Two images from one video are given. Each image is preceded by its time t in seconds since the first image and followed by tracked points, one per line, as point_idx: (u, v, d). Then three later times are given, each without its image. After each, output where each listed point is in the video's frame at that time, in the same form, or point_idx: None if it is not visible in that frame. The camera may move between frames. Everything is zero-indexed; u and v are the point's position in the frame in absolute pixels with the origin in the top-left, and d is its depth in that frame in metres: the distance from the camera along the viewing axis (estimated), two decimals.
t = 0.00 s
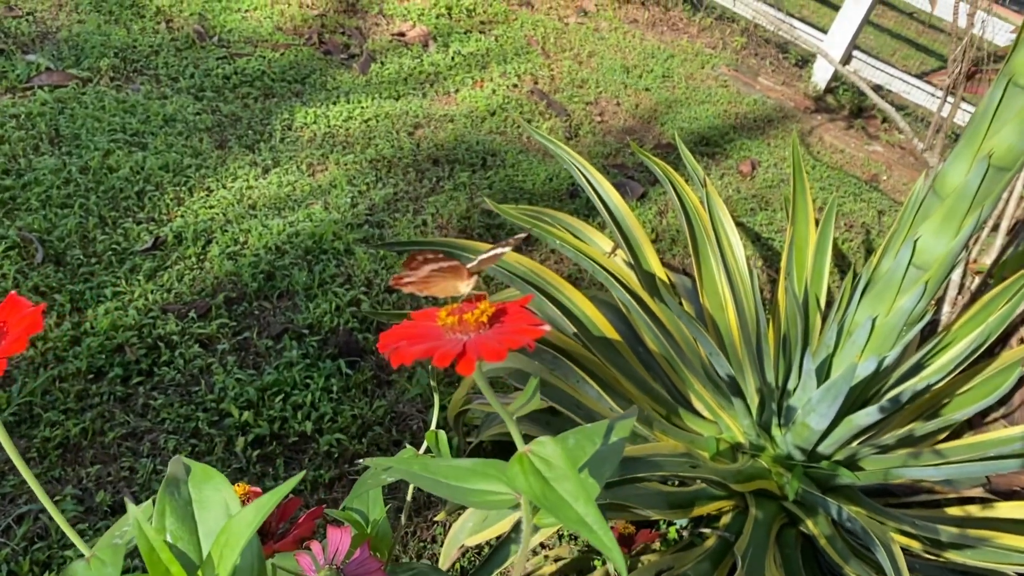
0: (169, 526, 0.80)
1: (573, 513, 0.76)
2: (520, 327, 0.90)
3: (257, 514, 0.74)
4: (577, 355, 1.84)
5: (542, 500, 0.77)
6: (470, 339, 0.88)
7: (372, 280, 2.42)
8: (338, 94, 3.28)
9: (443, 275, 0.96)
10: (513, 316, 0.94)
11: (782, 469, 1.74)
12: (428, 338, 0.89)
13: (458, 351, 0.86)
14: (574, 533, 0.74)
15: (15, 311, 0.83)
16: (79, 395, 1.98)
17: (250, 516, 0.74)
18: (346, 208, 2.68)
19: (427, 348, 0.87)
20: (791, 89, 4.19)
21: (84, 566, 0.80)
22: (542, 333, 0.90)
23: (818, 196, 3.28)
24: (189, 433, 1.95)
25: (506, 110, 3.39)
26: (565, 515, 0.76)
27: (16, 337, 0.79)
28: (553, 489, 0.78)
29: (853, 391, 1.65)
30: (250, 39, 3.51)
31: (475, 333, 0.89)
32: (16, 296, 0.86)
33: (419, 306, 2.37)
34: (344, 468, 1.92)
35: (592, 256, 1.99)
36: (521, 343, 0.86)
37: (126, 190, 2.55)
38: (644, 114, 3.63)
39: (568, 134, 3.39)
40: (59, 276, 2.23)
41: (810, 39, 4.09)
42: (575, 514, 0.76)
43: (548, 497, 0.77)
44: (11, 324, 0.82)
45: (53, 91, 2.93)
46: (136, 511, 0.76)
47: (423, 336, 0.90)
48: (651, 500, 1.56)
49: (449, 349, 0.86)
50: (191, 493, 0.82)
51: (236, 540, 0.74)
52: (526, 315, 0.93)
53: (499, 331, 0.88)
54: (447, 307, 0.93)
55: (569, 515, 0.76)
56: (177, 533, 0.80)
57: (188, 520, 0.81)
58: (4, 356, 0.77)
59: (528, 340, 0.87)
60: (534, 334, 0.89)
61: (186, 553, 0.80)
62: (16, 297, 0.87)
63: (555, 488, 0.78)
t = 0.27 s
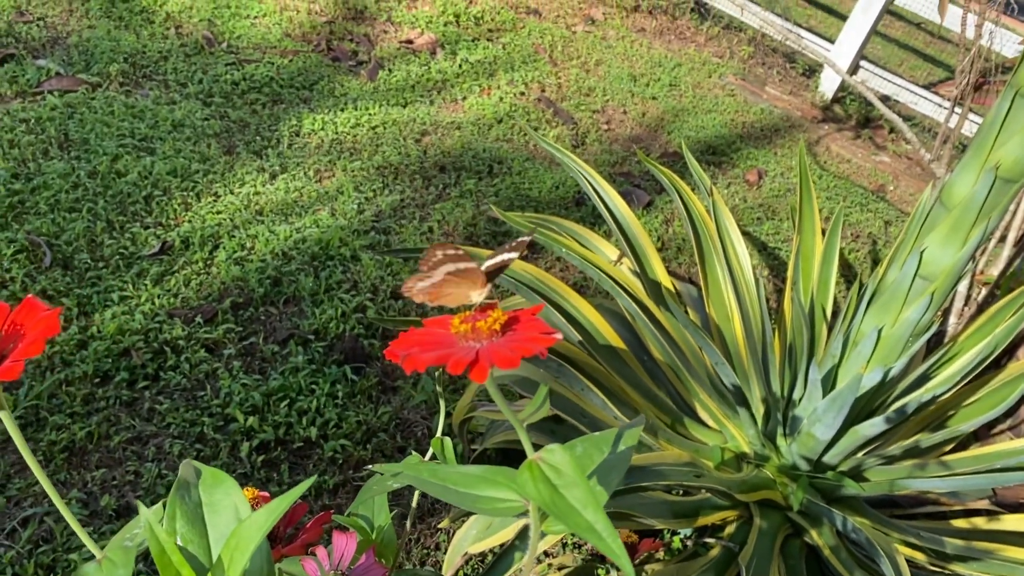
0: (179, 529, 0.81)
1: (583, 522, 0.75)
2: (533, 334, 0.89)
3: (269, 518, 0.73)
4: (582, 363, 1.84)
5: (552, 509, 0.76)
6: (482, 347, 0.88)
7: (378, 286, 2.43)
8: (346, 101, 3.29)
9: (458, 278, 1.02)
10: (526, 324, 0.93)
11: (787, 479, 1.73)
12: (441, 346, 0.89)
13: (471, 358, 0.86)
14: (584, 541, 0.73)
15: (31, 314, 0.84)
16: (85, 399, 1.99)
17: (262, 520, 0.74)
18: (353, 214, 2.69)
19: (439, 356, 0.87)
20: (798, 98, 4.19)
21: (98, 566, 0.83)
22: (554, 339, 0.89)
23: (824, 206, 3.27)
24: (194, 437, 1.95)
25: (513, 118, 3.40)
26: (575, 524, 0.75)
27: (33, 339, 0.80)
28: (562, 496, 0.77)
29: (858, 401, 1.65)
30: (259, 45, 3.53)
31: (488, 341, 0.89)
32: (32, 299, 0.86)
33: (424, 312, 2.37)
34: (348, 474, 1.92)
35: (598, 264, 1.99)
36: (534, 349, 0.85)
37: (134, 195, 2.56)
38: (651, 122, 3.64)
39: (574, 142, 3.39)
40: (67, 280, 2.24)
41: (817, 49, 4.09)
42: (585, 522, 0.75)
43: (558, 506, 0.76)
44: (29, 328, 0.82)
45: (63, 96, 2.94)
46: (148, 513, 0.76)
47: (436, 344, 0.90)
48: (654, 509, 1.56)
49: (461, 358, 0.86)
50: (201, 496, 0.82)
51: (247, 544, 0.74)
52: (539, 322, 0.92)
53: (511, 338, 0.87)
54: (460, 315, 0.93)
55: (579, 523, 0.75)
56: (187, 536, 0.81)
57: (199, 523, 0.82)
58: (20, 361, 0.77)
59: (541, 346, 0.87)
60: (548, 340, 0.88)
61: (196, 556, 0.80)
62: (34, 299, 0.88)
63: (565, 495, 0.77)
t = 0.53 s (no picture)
0: (197, 524, 0.81)
1: (599, 520, 0.76)
2: (553, 338, 0.91)
3: (288, 514, 0.74)
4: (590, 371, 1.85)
5: (568, 507, 0.77)
6: (504, 350, 0.89)
7: (387, 291, 2.44)
8: (356, 107, 3.31)
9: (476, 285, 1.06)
10: (545, 326, 0.94)
11: (794, 488, 1.73)
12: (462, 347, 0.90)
13: (493, 361, 0.87)
14: (600, 539, 0.74)
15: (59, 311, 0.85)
16: (95, 400, 2.00)
17: (281, 516, 0.75)
18: (363, 220, 2.70)
19: (462, 358, 0.88)
20: (807, 109, 4.20)
21: (117, 560, 0.84)
22: (574, 343, 0.91)
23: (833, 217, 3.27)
24: (203, 440, 1.96)
25: (522, 126, 3.41)
26: (591, 522, 0.76)
27: (61, 334, 0.81)
28: (580, 497, 0.79)
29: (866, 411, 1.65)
30: (271, 52, 3.55)
31: (508, 343, 0.90)
32: (59, 297, 0.88)
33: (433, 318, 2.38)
34: (356, 478, 1.93)
35: (607, 272, 1.99)
36: (555, 354, 0.86)
37: (146, 198, 2.58)
38: (660, 132, 3.65)
39: (583, 151, 3.40)
40: (78, 282, 2.26)
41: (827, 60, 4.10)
42: (600, 522, 0.76)
43: (574, 504, 0.77)
44: (55, 322, 0.84)
45: (77, 100, 2.97)
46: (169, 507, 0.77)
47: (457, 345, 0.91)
48: (661, 517, 1.56)
49: (483, 359, 0.87)
50: (219, 492, 0.83)
51: (265, 539, 0.75)
52: (557, 325, 0.93)
53: (533, 342, 0.89)
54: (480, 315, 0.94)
55: (595, 523, 0.76)
56: (205, 532, 0.81)
57: (217, 519, 0.82)
58: (51, 353, 0.79)
59: (562, 351, 0.88)
60: (568, 345, 0.90)
61: (214, 551, 0.80)
62: (62, 298, 0.89)
63: (581, 495, 0.79)
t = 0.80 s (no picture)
0: (197, 522, 0.81)
1: (591, 521, 0.76)
2: (550, 338, 0.90)
3: (286, 512, 0.75)
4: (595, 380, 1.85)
5: (560, 506, 0.77)
6: (499, 349, 0.89)
7: (394, 298, 2.45)
8: (367, 116, 3.33)
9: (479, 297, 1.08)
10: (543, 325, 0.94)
11: (797, 500, 1.73)
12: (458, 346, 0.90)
13: (487, 361, 0.88)
14: (593, 540, 0.74)
15: (63, 308, 0.86)
16: (102, 403, 2.01)
17: (279, 514, 0.76)
18: (371, 227, 2.71)
19: (456, 358, 0.89)
20: (816, 122, 4.20)
21: (117, 557, 0.85)
22: (570, 344, 0.90)
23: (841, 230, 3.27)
24: (209, 444, 1.97)
25: (531, 136, 3.42)
26: (583, 522, 0.76)
27: (65, 331, 0.82)
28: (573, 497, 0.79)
29: (871, 424, 1.65)
30: (282, 59, 3.58)
31: (504, 343, 0.90)
32: (63, 294, 0.88)
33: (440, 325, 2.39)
34: (360, 484, 1.93)
35: (613, 281, 2.00)
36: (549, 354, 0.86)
37: (156, 203, 2.59)
38: (669, 143, 3.65)
39: (592, 161, 3.41)
40: (88, 285, 2.28)
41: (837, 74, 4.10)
42: (594, 523, 0.76)
43: (567, 504, 0.77)
44: (59, 320, 0.85)
45: (90, 105, 3.00)
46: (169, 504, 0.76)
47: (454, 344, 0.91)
48: (664, 527, 1.56)
49: (477, 358, 0.87)
50: (219, 492, 0.84)
51: (263, 537, 0.76)
52: (555, 326, 0.93)
53: (528, 341, 0.89)
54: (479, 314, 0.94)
55: (589, 524, 0.76)
56: (204, 530, 0.82)
57: (216, 518, 0.83)
58: (55, 349, 0.80)
59: (556, 352, 0.88)
60: (563, 345, 0.89)
61: (212, 549, 0.81)
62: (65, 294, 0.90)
63: (574, 496, 0.79)
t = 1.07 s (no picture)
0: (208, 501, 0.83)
1: (585, 505, 0.77)
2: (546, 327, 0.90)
3: (293, 491, 0.77)
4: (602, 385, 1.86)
5: (555, 491, 0.78)
6: (496, 337, 0.88)
7: (404, 303, 2.48)
8: (380, 123, 3.36)
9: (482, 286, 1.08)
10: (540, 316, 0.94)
11: (802, 508, 1.73)
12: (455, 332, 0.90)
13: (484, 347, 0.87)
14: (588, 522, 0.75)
15: (83, 293, 0.88)
16: (116, 401, 2.04)
17: (287, 492, 0.77)
18: (383, 233, 2.74)
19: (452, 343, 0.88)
20: (828, 136, 4.22)
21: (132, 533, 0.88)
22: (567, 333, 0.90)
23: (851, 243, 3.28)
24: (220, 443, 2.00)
25: (543, 146, 3.45)
26: (578, 507, 0.77)
27: (85, 315, 0.84)
28: (567, 481, 0.79)
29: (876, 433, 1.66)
30: (298, 67, 3.62)
31: (502, 330, 0.89)
32: (83, 280, 0.91)
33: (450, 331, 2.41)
34: (368, 486, 1.95)
35: (622, 289, 2.02)
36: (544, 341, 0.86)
37: (172, 206, 2.63)
38: (680, 154, 3.67)
39: (603, 171, 3.43)
40: (104, 286, 2.31)
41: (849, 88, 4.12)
42: (587, 507, 0.77)
43: (562, 489, 0.78)
44: (80, 305, 0.88)
45: (109, 109, 3.04)
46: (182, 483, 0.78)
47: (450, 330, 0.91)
48: (669, 532, 1.57)
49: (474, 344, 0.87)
50: (231, 473, 0.87)
51: (271, 515, 0.78)
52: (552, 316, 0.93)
53: (524, 328, 0.89)
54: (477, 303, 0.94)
55: (583, 507, 0.77)
56: (216, 509, 0.83)
57: (227, 498, 0.85)
58: (76, 332, 0.82)
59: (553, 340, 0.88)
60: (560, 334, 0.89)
61: (223, 528, 0.82)
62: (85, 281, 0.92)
63: (569, 480, 0.79)
